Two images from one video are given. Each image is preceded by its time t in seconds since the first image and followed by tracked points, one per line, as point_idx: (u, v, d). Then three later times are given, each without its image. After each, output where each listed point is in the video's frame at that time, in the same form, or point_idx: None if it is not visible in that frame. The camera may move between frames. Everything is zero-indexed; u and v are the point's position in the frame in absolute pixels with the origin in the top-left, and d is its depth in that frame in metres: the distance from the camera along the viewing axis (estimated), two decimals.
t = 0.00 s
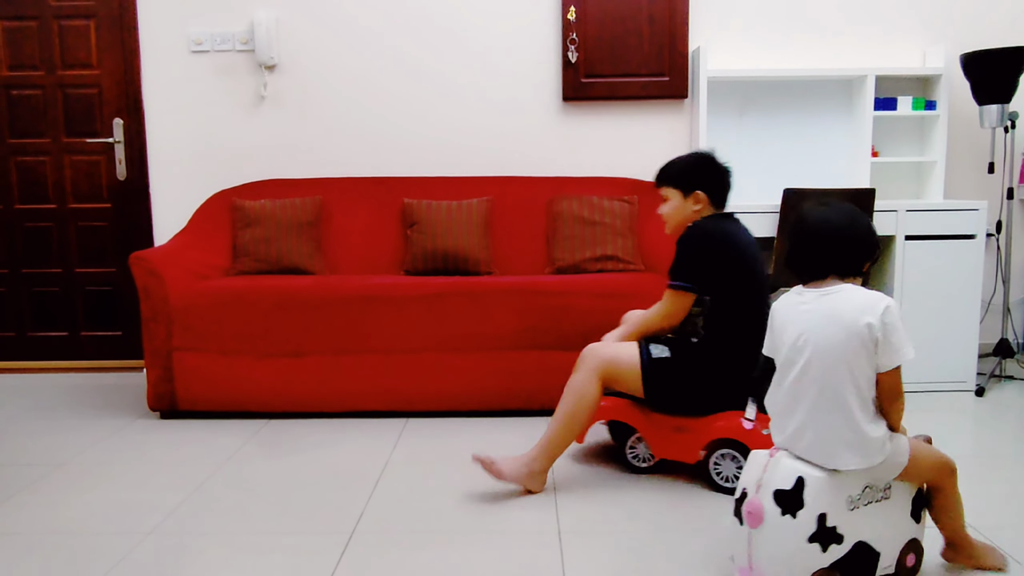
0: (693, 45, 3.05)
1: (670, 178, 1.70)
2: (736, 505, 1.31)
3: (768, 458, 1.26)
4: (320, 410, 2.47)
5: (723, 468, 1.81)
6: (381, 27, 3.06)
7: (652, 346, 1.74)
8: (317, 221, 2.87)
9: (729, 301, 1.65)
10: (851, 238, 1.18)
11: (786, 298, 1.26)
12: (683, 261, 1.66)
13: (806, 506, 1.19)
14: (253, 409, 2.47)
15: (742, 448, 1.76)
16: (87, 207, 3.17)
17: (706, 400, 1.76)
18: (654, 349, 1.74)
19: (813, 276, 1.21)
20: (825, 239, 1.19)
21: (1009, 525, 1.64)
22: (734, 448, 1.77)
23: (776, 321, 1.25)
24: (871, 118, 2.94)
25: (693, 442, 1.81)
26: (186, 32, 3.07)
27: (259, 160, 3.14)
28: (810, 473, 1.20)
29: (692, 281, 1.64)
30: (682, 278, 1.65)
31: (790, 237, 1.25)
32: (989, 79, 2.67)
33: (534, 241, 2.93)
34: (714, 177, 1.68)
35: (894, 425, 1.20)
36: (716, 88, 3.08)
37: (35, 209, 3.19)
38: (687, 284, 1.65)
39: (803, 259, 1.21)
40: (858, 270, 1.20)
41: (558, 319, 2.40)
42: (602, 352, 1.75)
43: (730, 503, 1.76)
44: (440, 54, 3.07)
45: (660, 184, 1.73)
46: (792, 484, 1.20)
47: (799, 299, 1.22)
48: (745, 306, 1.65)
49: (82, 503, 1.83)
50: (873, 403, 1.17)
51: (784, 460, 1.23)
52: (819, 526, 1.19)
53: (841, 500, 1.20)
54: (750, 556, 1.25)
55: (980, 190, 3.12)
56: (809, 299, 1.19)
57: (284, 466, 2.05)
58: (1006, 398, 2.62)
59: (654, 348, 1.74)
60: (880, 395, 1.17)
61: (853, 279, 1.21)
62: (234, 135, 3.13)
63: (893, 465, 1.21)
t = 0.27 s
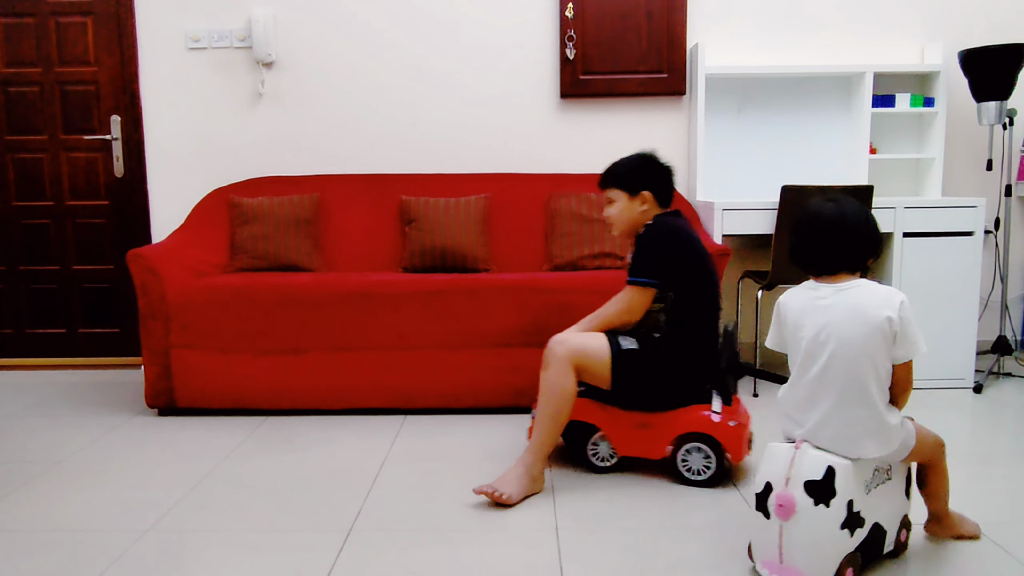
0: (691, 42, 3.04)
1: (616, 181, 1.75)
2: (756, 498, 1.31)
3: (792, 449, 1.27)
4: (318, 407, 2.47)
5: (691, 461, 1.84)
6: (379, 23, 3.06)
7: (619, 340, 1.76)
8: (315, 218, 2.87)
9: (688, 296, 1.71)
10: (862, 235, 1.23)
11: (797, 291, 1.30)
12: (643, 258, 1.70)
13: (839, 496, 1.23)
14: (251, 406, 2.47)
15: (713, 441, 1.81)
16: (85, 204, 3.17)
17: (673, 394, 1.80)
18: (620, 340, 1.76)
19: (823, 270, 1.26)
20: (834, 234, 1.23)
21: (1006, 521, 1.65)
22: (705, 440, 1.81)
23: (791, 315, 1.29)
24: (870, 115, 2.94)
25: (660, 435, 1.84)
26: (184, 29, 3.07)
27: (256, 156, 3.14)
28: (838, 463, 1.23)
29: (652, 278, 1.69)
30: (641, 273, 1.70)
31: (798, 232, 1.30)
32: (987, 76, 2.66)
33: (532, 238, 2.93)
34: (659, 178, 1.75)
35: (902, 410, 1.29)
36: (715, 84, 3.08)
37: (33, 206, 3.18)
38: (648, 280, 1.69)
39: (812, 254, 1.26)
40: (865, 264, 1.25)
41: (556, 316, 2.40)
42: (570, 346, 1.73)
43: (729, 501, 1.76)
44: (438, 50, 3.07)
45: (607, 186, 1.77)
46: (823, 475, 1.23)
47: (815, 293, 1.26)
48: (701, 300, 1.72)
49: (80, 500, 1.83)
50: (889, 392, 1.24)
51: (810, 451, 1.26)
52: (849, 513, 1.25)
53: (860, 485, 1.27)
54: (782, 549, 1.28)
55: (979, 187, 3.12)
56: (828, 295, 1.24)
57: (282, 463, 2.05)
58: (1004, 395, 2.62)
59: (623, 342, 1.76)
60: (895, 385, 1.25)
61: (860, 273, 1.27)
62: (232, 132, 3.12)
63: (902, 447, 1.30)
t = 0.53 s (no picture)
0: (692, 42, 3.04)
1: (560, 179, 1.71)
2: (777, 494, 1.35)
3: (812, 443, 1.33)
4: (319, 407, 2.47)
5: (652, 458, 1.85)
6: (380, 23, 3.06)
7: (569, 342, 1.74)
8: (316, 218, 2.87)
9: (635, 300, 1.70)
10: (864, 233, 1.38)
11: (798, 288, 1.43)
12: (589, 261, 1.67)
13: (861, 485, 1.30)
14: (252, 406, 2.47)
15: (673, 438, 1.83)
16: (85, 204, 3.17)
17: (626, 397, 1.80)
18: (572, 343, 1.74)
19: (824, 268, 1.40)
20: (835, 235, 1.37)
21: (1007, 521, 1.65)
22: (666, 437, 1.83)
23: (799, 312, 1.41)
24: (871, 115, 2.94)
25: (619, 436, 1.83)
26: (184, 29, 3.07)
27: (257, 157, 3.14)
28: (857, 453, 1.31)
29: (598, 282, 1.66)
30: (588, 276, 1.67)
31: (801, 232, 1.43)
32: (988, 76, 2.66)
33: (533, 238, 2.93)
34: (604, 176, 1.72)
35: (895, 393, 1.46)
36: (715, 84, 3.08)
37: (34, 206, 3.19)
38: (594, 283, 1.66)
39: (816, 253, 1.40)
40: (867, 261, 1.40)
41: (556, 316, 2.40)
42: (520, 352, 1.71)
43: (730, 500, 1.76)
44: (439, 50, 3.07)
45: (552, 185, 1.73)
46: (845, 465, 1.30)
47: (822, 290, 1.39)
48: (649, 304, 1.72)
49: (82, 500, 1.83)
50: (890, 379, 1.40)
51: (828, 443, 1.33)
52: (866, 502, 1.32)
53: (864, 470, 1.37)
54: (808, 543, 1.33)
55: (980, 186, 3.11)
56: (836, 291, 1.37)
57: (283, 463, 2.06)
58: (1005, 395, 2.62)
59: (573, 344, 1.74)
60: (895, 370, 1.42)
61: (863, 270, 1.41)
62: (233, 132, 3.12)
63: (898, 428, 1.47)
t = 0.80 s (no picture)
0: (692, 40, 3.04)
1: (522, 174, 1.69)
2: (792, 487, 1.41)
3: (823, 434, 1.41)
4: (320, 406, 2.48)
5: (603, 456, 1.85)
6: (380, 23, 3.06)
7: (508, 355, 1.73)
8: (317, 218, 2.87)
9: (586, 305, 1.69)
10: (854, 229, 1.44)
11: (788, 281, 1.46)
12: (543, 264, 1.66)
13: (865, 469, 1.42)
14: (253, 406, 2.48)
15: (623, 435, 1.84)
16: (87, 204, 3.17)
17: (579, 400, 1.79)
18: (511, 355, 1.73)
19: (818, 262, 1.44)
20: (830, 230, 1.41)
21: (1007, 520, 1.65)
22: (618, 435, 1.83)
23: (800, 306, 1.42)
24: (871, 113, 2.93)
25: (571, 437, 1.82)
26: (185, 29, 3.07)
27: (258, 156, 3.14)
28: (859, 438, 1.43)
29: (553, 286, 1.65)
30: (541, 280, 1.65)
31: (790, 226, 1.46)
32: (989, 74, 2.66)
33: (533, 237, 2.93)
34: (567, 173, 1.70)
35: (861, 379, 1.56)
36: (715, 83, 3.08)
37: (35, 206, 3.19)
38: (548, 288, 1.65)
39: (809, 248, 1.43)
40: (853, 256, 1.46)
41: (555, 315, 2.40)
42: (465, 375, 1.70)
43: (730, 499, 1.76)
44: (439, 49, 3.07)
45: (514, 179, 1.71)
46: (853, 452, 1.41)
47: (821, 284, 1.42)
48: (604, 308, 1.72)
49: (83, 499, 1.84)
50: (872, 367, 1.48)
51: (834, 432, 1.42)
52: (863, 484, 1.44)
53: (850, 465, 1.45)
54: (827, 531, 1.41)
55: (981, 185, 3.11)
56: (834, 285, 1.42)
57: (284, 462, 2.06)
58: (1005, 393, 2.62)
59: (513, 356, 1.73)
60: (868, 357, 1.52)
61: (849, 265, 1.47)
62: (233, 132, 3.13)
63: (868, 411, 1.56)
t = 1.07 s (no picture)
0: (694, 41, 3.04)
1: (481, 176, 1.71)
2: (798, 482, 1.43)
3: (824, 427, 1.44)
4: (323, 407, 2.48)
5: (569, 458, 1.85)
6: (383, 24, 3.06)
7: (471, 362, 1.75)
8: (319, 219, 2.88)
9: (545, 309, 1.70)
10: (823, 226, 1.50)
11: (767, 278, 1.49)
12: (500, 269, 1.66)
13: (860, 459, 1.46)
14: (256, 407, 2.48)
15: (589, 437, 1.84)
16: (90, 206, 3.18)
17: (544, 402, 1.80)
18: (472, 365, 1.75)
19: (789, 258, 1.48)
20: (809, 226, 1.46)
21: (1012, 521, 1.64)
22: (583, 438, 1.84)
23: (786, 300, 1.45)
24: (875, 114, 2.93)
25: (534, 438, 1.82)
26: (188, 31, 3.08)
27: (261, 158, 3.14)
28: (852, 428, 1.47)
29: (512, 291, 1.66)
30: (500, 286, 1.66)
31: (762, 224, 1.49)
32: (992, 74, 2.66)
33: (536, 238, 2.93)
34: (524, 176, 1.71)
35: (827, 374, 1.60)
36: (718, 84, 3.08)
37: (38, 208, 3.20)
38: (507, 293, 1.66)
39: (780, 245, 1.47)
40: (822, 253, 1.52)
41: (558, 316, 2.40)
42: (434, 391, 1.70)
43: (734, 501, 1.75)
44: (442, 51, 3.07)
45: (473, 180, 1.72)
46: (851, 442, 1.44)
47: (802, 279, 1.46)
48: (562, 312, 1.73)
49: (86, 501, 1.84)
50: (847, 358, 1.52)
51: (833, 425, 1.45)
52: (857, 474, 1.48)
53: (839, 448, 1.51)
54: (831, 522, 1.44)
55: (984, 185, 3.10)
56: (814, 278, 1.46)
57: (287, 464, 2.06)
58: (1010, 394, 2.61)
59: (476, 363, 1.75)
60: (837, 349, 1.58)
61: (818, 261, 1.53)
62: (236, 133, 3.13)
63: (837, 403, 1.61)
